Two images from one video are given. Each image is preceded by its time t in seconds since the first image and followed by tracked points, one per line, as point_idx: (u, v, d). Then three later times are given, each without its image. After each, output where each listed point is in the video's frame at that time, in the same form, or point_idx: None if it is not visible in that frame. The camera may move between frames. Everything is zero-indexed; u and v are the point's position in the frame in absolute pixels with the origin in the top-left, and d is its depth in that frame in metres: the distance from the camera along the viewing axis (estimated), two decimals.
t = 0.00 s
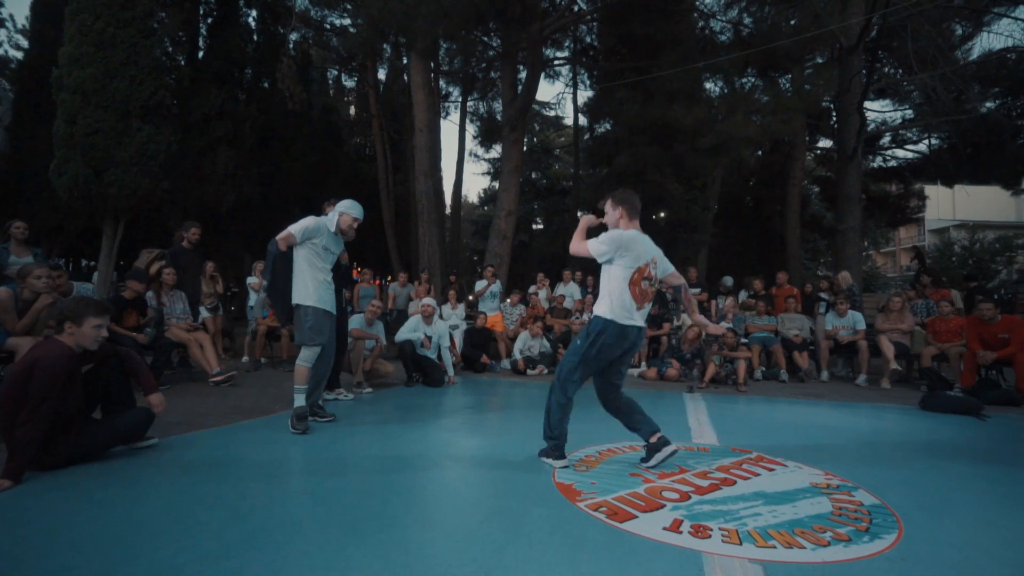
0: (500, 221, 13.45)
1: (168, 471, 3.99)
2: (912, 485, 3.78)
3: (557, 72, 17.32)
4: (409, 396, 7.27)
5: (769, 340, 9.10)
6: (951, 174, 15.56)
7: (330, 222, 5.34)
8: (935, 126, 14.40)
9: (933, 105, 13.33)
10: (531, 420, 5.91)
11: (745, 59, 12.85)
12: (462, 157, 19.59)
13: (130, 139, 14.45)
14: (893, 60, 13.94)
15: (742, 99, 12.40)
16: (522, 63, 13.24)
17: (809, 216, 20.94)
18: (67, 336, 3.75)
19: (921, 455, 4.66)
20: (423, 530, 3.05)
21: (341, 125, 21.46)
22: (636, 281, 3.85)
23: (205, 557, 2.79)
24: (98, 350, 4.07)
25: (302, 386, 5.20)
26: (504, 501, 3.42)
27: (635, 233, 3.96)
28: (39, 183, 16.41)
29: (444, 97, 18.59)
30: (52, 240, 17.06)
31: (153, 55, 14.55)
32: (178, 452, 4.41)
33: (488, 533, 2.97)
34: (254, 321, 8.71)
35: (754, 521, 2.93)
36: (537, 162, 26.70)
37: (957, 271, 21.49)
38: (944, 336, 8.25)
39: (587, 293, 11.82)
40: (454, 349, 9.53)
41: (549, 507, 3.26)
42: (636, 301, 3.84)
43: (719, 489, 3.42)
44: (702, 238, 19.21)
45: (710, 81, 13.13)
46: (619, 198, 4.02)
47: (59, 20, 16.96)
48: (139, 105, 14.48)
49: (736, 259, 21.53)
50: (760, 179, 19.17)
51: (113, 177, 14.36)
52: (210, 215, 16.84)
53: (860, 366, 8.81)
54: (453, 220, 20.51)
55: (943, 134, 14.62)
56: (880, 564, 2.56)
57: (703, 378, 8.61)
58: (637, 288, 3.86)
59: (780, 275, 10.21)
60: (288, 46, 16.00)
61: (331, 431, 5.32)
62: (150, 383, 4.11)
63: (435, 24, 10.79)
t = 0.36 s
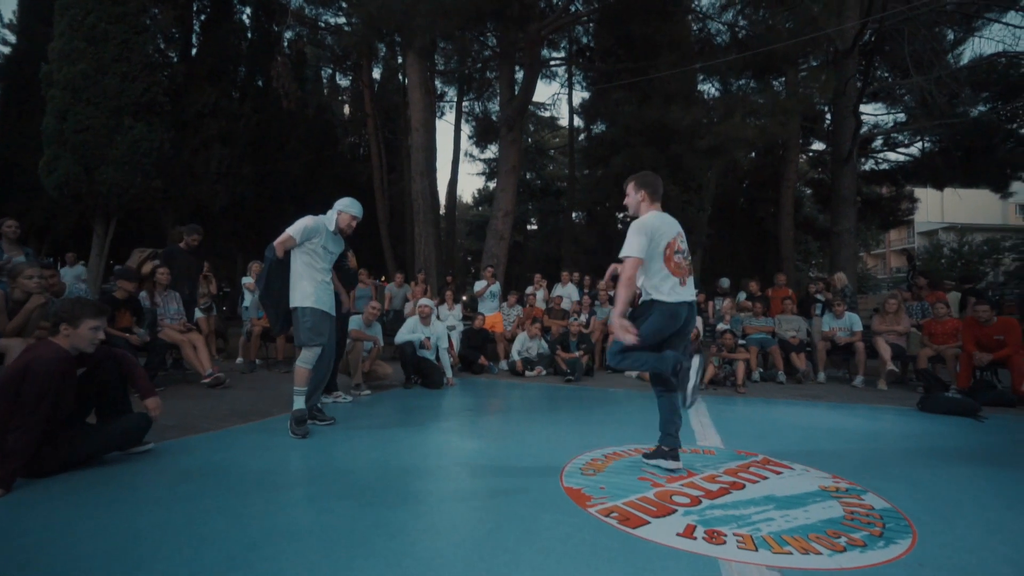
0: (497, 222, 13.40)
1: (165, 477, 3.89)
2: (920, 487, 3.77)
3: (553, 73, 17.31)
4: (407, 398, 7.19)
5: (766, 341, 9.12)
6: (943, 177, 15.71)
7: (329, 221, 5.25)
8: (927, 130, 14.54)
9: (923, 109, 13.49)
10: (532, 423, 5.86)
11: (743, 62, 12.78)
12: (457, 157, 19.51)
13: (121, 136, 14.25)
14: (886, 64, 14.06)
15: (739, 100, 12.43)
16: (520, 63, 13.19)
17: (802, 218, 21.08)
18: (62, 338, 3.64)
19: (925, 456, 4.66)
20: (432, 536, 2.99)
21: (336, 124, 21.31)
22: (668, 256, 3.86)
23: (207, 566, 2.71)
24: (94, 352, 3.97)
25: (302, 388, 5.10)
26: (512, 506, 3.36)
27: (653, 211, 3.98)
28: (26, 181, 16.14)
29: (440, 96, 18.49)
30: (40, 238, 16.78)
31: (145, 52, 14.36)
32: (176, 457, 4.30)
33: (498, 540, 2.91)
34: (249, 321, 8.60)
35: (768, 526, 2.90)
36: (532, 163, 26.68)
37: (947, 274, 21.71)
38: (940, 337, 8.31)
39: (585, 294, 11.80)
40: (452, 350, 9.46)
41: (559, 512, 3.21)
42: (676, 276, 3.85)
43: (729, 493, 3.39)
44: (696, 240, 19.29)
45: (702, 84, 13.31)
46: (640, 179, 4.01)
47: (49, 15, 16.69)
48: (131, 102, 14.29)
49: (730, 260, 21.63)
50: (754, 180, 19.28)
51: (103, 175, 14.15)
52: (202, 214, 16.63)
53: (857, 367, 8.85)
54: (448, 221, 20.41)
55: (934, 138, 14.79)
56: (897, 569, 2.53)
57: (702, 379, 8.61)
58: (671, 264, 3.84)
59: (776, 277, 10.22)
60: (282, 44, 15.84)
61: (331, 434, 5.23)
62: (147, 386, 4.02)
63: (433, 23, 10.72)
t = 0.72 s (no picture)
0: (481, 223, 13.39)
1: (146, 484, 3.77)
2: (897, 482, 3.89)
3: (536, 75, 17.37)
4: (392, 400, 7.11)
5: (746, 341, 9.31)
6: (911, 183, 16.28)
7: (309, 220, 5.15)
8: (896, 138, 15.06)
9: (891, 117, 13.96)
10: (518, 424, 5.86)
11: (724, 68, 12.98)
12: (439, 157, 19.41)
13: (91, 130, 13.77)
14: (858, 73, 14.52)
15: (719, 106, 12.67)
16: (505, 64, 13.19)
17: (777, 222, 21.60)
18: (35, 341, 3.50)
19: (901, 451, 4.81)
20: (427, 539, 2.97)
21: (316, 122, 20.98)
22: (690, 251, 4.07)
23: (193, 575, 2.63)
24: (69, 355, 3.83)
25: (286, 391, 5.00)
26: (505, 507, 3.36)
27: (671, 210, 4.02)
28: None
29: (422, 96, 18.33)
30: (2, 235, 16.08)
31: (117, 44, 13.89)
32: (155, 464, 4.17)
33: (493, 541, 2.90)
34: (228, 323, 8.40)
35: (757, 523, 2.96)
36: (513, 164, 26.70)
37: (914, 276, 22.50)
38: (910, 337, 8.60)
39: (568, 295, 11.87)
40: (436, 351, 9.40)
41: (552, 513, 3.22)
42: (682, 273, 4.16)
43: (718, 492, 3.45)
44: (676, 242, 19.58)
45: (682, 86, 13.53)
46: (651, 182, 3.97)
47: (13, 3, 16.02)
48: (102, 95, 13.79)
49: (709, 262, 22.03)
50: (731, 184, 19.68)
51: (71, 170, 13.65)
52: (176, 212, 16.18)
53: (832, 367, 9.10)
54: (430, 221, 20.28)
55: (902, 146, 15.33)
56: (881, 562, 2.61)
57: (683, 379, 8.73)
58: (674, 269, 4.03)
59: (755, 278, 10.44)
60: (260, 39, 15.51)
61: (318, 436, 5.15)
62: (125, 391, 3.89)
63: (419, 22, 10.66)
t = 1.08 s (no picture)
0: (462, 222, 13.34)
1: (118, 488, 3.64)
2: (872, 474, 4.01)
3: (517, 74, 17.37)
4: (374, 400, 7.02)
5: (723, 340, 9.48)
6: (879, 187, 16.84)
7: (282, 214, 5.05)
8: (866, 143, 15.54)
9: (862, 123, 14.40)
10: (501, 423, 5.84)
11: (702, 71, 13.21)
12: (419, 155, 19.25)
13: (55, 122, 13.23)
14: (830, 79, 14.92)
15: (697, 108, 12.88)
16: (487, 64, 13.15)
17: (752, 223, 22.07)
18: None
19: (873, 444, 4.96)
20: (414, 539, 2.93)
21: (293, 118, 20.61)
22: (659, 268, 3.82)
23: None
24: (36, 356, 3.68)
25: (263, 391, 4.92)
26: (489, 506, 3.34)
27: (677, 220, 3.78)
28: None
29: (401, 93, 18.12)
30: None
31: (84, 32, 13.30)
32: (129, 467, 4.02)
33: (478, 540, 2.89)
34: (202, 322, 8.17)
35: (741, 516, 3.02)
36: (494, 164, 26.64)
37: (881, 277, 23.27)
38: (879, 335, 8.87)
39: (549, 295, 11.91)
40: (418, 350, 9.32)
41: (539, 510, 3.23)
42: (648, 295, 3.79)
43: (701, 487, 3.50)
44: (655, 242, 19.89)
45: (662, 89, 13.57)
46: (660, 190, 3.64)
47: None
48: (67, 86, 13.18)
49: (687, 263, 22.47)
50: (708, 186, 20.05)
51: (34, 163, 13.10)
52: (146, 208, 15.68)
53: (806, 365, 9.33)
54: (410, 220, 20.11)
55: (870, 150, 15.81)
56: (862, 552, 2.69)
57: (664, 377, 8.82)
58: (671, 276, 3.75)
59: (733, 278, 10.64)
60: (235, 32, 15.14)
61: (298, 437, 5.06)
62: (95, 392, 3.76)
63: (400, 17, 10.51)
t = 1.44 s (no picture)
0: (445, 222, 13.28)
1: (89, 495, 3.51)
2: (848, 469, 4.09)
3: (501, 75, 17.38)
4: (356, 402, 6.93)
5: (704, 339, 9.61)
6: (853, 191, 17.28)
7: (242, 211, 4.88)
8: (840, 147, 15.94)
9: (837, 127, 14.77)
10: (484, 424, 5.82)
11: (683, 75, 13.38)
12: (402, 155, 19.10)
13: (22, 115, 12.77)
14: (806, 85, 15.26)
15: (678, 110, 13.04)
16: (470, 63, 13.12)
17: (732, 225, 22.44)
18: None
19: (849, 441, 5.07)
20: (396, 541, 2.90)
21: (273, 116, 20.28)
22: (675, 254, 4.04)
23: None
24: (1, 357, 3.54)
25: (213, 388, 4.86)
26: (473, 507, 3.32)
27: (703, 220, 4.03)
28: None
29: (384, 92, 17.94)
30: None
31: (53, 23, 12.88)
32: (100, 473, 3.89)
33: (463, 541, 2.87)
34: (178, 322, 7.97)
35: (724, 512, 3.05)
36: (477, 164, 26.53)
37: (855, 278, 23.88)
38: (854, 334, 9.09)
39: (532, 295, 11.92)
40: (400, 351, 9.24)
41: (523, 510, 3.22)
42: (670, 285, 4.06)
43: (684, 484, 3.53)
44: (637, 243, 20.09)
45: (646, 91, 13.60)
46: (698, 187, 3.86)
47: None
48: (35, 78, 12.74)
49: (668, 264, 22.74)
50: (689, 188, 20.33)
51: None
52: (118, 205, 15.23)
53: (784, 363, 9.51)
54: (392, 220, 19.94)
55: (845, 155, 16.21)
56: (839, 546, 2.74)
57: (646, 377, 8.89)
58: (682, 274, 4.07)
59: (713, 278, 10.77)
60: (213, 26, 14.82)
61: (278, 439, 4.98)
62: (65, 394, 3.63)
63: (383, 15, 10.40)
